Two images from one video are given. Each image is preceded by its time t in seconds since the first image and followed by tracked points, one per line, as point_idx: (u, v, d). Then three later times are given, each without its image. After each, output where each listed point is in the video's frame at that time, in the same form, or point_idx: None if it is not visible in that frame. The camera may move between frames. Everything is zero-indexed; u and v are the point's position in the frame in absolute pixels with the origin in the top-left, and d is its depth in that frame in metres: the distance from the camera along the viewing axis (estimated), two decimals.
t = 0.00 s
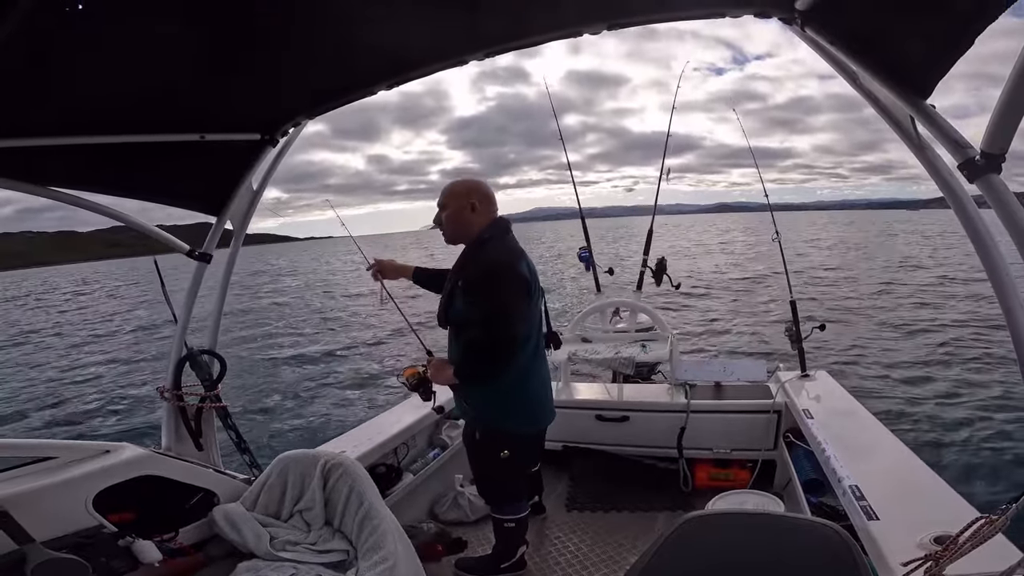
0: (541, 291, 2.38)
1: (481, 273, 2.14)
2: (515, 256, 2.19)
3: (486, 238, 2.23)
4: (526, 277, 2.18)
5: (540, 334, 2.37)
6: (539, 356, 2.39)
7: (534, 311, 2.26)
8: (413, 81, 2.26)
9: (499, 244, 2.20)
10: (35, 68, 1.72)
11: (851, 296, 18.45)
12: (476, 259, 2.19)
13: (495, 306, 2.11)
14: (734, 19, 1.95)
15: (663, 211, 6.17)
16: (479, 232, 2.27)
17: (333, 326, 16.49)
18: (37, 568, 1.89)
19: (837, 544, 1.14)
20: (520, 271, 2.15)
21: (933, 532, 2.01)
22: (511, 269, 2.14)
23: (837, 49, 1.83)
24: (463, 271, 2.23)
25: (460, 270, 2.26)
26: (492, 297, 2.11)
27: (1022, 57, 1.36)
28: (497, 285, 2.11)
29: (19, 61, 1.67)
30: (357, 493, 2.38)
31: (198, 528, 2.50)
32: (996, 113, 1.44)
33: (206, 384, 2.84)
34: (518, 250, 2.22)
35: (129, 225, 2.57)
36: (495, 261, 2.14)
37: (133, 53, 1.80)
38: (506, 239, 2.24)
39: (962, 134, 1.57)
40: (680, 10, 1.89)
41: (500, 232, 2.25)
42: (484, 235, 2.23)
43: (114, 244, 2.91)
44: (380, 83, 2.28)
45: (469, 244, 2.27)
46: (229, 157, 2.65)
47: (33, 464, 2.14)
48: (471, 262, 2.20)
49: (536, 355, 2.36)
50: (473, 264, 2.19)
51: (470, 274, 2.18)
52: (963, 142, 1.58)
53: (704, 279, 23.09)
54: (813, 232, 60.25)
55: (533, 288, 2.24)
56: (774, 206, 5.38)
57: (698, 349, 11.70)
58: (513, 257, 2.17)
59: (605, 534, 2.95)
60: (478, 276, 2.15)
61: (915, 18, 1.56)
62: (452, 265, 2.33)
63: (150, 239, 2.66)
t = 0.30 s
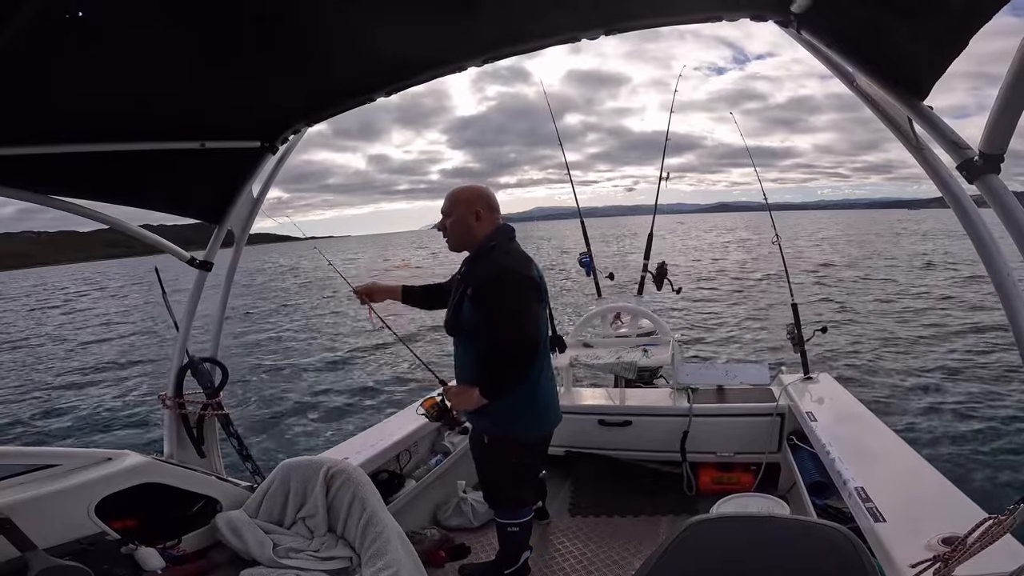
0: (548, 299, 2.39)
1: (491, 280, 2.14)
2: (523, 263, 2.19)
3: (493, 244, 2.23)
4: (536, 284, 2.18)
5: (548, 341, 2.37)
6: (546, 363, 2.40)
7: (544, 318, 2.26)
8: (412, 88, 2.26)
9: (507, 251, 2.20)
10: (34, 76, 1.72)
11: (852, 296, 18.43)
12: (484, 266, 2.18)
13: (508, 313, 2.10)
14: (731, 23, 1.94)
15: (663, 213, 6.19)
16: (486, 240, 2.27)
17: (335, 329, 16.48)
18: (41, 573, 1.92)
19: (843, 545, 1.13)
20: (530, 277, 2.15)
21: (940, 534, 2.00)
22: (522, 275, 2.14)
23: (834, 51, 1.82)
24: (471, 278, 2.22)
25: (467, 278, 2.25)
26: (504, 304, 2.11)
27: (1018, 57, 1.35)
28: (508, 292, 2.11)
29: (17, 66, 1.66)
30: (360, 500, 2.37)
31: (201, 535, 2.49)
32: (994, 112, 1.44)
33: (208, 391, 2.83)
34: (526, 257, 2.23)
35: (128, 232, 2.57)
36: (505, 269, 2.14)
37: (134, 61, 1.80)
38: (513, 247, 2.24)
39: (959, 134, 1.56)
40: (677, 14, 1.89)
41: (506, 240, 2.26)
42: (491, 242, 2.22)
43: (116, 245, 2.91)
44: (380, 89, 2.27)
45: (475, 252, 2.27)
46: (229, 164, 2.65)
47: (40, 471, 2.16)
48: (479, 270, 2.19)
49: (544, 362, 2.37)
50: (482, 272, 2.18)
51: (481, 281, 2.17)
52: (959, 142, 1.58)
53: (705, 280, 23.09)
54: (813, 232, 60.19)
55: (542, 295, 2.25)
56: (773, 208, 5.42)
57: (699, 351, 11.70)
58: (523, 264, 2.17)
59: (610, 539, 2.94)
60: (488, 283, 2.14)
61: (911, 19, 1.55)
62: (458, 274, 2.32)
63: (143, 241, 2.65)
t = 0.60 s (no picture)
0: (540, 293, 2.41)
1: (491, 279, 2.14)
2: (520, 259, 2.20)
3: (487, 242, 2.23)
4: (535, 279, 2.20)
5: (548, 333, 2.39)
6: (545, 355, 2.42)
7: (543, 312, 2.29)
8: (412, 86, 2.26)
9: (503, 248, 2.20)
10: (35, 73, 1.73)
11: (852, 295, 18.46)
12: (482, 266, 2.18)
13: (512, 311, 2.11)
14: (732, 21, 1.94)
15: (663, 211, 6.19)
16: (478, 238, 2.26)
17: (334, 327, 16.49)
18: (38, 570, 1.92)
19: (840, 542, 1.14)
20: (529, 272, 2.17)
21: (936, 532, 2.01)
22: (521, 272, 2.15)
23: (834, 49, 1.83)
24: (467, 278, 2.21)
25: (462, 278, 2.24)
26: (507, 302, 2.12)
27: (1019, 57, 1.36)
28: (510, 290, 2.12)
29: (17, 64, 1.66)
30: (358, 496, 2.37)
31: (200, 531, 2.49)
32: (995, 111, 1.44)
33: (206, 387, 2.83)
34: (521, 253, 2.24)
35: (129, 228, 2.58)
36: (505, 266, 2.14)
37: (133, 58, 1.80)
38: (506, 244, 2.25)
39: (959, 133, 1.57)
40: (679, 12, 1.89)
41: (499, 237, 2.26)
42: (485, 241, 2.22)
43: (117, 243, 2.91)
44: (379, 86, 2.27)
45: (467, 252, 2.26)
46: (230, 161, 2.65)
47: (37, 467, 2.17)
48: (476, 270, 2.19)
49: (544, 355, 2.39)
50: (480, 271, 2.18)
51: (478, 282, 2.17)
52: (960, 141, 1.58)
53: (704, 279, 23.14)
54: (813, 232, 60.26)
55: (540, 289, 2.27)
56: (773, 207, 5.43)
57: (698, 349, 11.71)
58: (521, 260, 2.19)
59: (607, 536, 2.95)
60: (488, 282, 2.15)
61: (912, 19, 1.55)
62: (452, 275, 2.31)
63: (151, 241, 2.67)
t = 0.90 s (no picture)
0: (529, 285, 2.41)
1: (478, 274, 2.14)
2: (507, 252, 2.20)
3: (473, 237, 2.21)
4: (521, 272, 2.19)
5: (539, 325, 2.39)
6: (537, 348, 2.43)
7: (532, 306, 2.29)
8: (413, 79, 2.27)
9: (490, 242, 2.19)
10: (35, 64, 1.73)
11: (850, 295, 18.52)
12: (469, 261, 2.17)
13: (500, 305, 2.11)
14: (736, 17, 1.95)
15: (663, 208, 6.20)
16: (463, 235, 2.24)
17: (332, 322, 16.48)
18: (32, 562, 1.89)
19: (830, 540, 1.15)
20: (516, 266, 2.16)
21: (926, 532, 2.02)
22: (509, 266, 2.15)
23: (838, 48, 1.83)
24: (454, 274, 2.20)
25: (449, 275, 2.23)
26: (495, 296, 2.11)
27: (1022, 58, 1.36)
28: (497, 285, 2.11)
29: (17, 58, 1.67)
30: (354, 489, 2.38)
31: (195, 523, 2.49)
32: (998, 111, 1.44)
33: (203, 378, 2.83)
34: (508, 247, 2.22)
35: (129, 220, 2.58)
36: (491, 261, 2.13)
37: (134, 50, 1.81)
38: (491, 238, 2.23)
39: (962, 133, 1.57)
40: (683, 8, 1.89)
41: (485, 231, 2.25)
42: (470, 236, 2.20)
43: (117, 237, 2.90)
44: (380, 80, 2.28)
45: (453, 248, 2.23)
46: (230, 153, 2.65)
47: (32, 458, 2.17)
48: (462, 266, 2.18)
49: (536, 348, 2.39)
50: (466, 267, 2.17)
51: (467, 278, 2.16)
52: (962, 141, 1.58)
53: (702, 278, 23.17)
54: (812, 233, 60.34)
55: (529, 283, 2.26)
56: (772, 205, 5.44)
57: (696, 348, 11.73)
58: (507, 254, 2.18)
59: (601, 531, 2.96)
60: (475, 278, 2.14)
61: (918, 18, 1.56)
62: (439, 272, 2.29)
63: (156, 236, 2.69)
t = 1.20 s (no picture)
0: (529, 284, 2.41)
1: (474, 273, 2.14)
2: (503, 251, 2.20)
3: (470, 235, 2.21)
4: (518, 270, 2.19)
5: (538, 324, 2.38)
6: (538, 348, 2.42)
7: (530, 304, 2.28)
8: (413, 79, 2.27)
9: (486, 241, 2.19)
10: (35, 63, 1.73)
11: (848, 295, 18.54)
12: (465, 259, 2.17)
13: (495, 304, 2.10)
14: (737, 17, 1.95)
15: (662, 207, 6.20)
16: (459, 234, 2.24)
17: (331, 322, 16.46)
18: (30, 562, 1.87)
19: (828, 540, 1.15)
20: (512, 264, 2.16)
21: (924, 532, 2.03)
22: (504, 265, 2.14)
23: (838, 48, 1.83)
24: (450, 274, 2.21)
25: (446, 275, 2.23)
26: (491, 295, 2.11)
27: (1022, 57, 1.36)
28: (493, 283, 2.11)
29: (16, 58, 1.68)
30: (353, 487, 2.38)
31: (193, 522, 2.48)
32: (997, 111, 1.45)
33: (201, 376, 2.83)
34: (504, 246, 2.22)
35: (127, 218, 2.57)
36: (487, 260, 2.13)
37: (134, 49, 1.81)
38: (488, 238, 2.23)
39: (961, 133, 1.58)
40: (684, 8, 1.89)
41: (481, 230, 2.24)
42: (466, 236, 2.20)
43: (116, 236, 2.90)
44: (380, 78, 2.27)
45: (449, 248, 2.23)
46: (230, 151, 2.65)
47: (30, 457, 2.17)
48: (458, 265, 2.18)
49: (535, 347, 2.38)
50: (463, 266, 2.17)
51: (463, 278, 2.16)
52: (962, 142, 1.59)
53: (701, 278, 23.20)
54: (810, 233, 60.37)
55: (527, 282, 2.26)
56: (772, 205, 5.44)
57: (695, 347, 11.74)
58: (503, 253, 2.17)
59: (599, 530, 2.96)
60: (471, 277, 2.14)
61: (919, 18, 1.56)
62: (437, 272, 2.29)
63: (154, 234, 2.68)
